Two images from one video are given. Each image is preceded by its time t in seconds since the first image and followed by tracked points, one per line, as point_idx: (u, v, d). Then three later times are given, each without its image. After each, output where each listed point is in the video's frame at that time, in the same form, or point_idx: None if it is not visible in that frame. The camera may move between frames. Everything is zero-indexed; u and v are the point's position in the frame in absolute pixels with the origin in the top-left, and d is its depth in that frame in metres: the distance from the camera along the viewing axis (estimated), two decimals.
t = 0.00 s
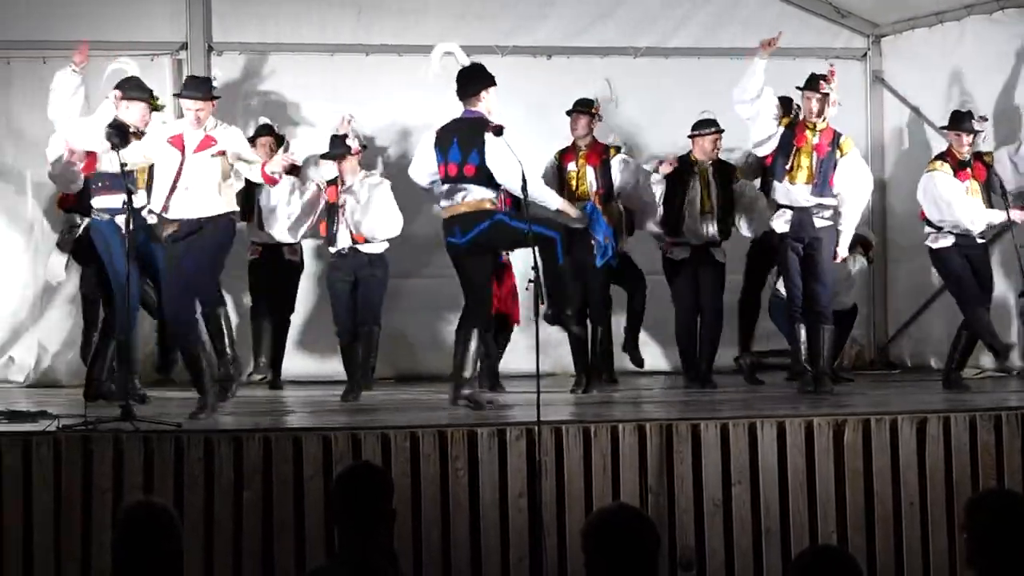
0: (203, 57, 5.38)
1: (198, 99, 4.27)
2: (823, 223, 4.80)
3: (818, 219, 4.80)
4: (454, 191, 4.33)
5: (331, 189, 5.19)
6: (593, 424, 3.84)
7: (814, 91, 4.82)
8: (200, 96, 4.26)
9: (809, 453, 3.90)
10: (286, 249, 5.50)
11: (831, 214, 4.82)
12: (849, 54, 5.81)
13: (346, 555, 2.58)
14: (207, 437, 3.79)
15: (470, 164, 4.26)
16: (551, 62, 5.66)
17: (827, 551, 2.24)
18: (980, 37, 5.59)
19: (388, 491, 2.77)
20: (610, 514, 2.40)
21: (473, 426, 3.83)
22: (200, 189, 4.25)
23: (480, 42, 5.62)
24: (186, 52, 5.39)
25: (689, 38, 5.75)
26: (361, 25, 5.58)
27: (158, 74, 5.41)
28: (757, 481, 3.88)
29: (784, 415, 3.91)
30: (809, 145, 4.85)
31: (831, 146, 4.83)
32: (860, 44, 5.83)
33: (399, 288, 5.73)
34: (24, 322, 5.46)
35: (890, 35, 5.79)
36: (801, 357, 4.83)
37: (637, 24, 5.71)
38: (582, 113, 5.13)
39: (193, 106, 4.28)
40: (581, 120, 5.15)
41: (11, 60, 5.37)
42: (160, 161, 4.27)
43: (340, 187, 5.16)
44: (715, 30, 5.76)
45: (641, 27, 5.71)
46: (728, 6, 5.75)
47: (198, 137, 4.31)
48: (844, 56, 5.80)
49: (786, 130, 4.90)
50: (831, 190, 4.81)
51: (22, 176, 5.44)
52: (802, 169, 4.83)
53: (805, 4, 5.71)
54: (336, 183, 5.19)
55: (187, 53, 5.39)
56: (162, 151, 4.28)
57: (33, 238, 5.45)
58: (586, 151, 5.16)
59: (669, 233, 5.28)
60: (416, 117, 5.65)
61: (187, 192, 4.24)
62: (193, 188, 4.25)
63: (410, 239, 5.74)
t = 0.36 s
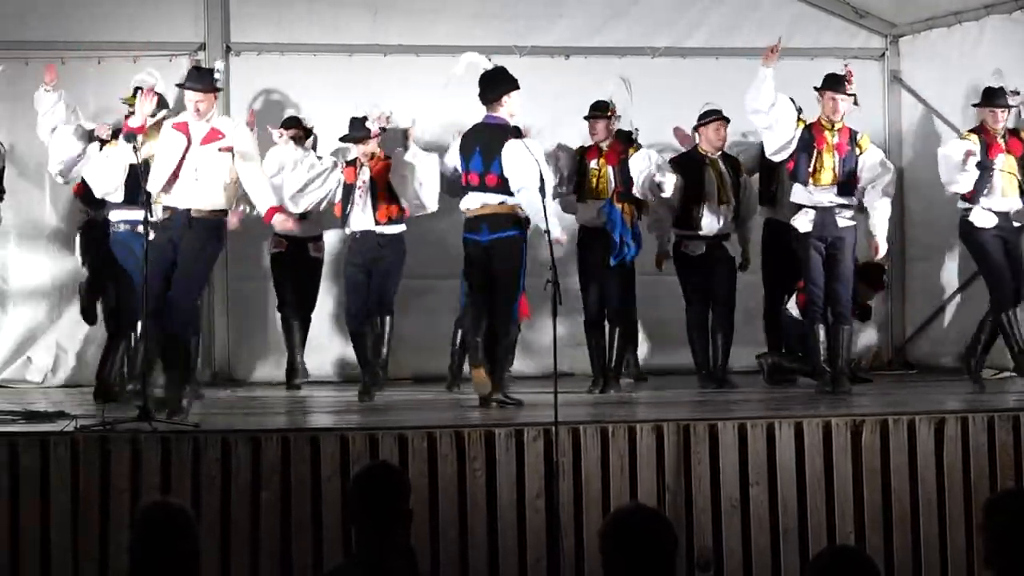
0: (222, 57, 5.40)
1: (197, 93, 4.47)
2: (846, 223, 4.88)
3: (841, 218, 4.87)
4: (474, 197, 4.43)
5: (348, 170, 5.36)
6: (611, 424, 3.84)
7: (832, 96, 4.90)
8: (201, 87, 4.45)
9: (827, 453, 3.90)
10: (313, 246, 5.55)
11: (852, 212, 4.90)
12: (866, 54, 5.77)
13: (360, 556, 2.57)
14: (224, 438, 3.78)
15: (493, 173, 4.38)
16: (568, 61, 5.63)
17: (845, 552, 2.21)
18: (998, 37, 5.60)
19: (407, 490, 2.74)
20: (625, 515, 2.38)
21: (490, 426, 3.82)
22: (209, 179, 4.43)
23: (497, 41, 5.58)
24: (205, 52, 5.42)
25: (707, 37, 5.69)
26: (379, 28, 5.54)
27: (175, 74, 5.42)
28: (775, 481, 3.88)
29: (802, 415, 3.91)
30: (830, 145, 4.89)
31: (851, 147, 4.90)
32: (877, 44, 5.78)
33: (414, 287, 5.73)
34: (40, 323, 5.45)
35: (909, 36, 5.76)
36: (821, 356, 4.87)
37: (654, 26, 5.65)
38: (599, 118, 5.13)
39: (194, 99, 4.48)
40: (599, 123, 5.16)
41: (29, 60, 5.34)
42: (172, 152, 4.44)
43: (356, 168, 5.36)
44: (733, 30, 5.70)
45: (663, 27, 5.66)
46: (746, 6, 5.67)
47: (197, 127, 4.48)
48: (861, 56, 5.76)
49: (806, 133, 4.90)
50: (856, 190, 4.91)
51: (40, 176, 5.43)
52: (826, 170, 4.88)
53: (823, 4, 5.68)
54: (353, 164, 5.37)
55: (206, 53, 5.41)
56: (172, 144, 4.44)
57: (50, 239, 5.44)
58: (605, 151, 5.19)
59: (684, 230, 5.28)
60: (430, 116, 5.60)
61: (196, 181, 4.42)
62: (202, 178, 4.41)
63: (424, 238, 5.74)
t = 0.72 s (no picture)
0: (231, 58, 5.38)
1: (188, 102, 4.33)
2: (862, 223, 4.85)
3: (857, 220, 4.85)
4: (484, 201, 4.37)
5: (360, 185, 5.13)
6: (620, 424, 3.84)
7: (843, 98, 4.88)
8: (192, 94, 4.29)
9: (836, 454, 3.90)
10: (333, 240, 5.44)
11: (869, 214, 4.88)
12: (876, 54, 5.76)
13: (365, 555, 2.56)
14: (233, 437, 3.79)
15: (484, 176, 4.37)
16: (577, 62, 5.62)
17: (853, 552, 2.17)
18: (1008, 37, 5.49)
19: (415, 490, 2.73)
20: (631, 515, 2.37)
21: (499, 427, 3.82)
22: (197, 192, 4.32)
23: (505, 40, 5.58)
24: (213, 52, 5.39)
25: (715, 36, 5.69)
26: (390, 27, 5.53)
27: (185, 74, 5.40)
28: (784, 481, 3.88)
29: (811, 415, 3.91)
30: (844, 148, 4.88)
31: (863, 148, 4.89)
32: (887, 44, 5.78)
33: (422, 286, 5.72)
34: (49, 323, 5.46)
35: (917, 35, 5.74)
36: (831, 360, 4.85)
37: (663, 24, 5.64)
38: (602, 118, 5.10)
39: (184, 105, 4.32)
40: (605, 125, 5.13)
41: (38, 61, 5.33)
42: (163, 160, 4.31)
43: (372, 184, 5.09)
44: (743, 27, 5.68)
45: (671, 24, 5.65)
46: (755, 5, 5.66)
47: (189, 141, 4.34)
48: (870, 56, 5.75)
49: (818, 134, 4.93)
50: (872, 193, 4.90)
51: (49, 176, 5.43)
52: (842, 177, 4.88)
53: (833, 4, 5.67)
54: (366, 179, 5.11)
55: (214, 53, 5.38)
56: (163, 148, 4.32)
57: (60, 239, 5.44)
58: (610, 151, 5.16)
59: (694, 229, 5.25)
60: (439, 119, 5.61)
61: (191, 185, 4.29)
62: (191, 193, 4.31)
63: (431, 239, 5.75)
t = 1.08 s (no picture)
0: (236, 58, 5.43)
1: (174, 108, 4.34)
2: (875, 224, 4.94)
3: (871, 221, 4.93)
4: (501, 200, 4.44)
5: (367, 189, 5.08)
6: (625, 424, 3.84)
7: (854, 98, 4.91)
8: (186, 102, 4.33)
9: (842, 454, 3.90)
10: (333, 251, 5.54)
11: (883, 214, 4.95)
12: (880, 54, 5.66)
13: (369, 556, 2.56)
14: (239, 438, 3.78)
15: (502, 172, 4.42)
16: (580, 61, 5.62)
17: (858, 553, 2.17)
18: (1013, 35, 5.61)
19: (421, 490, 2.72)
20: (634, 516, 2.36)
21: (505, 427, 3.82)
22: (194, 195, 4.34)
23: (510, 40, 5.56)
24: (219, 52, 5.45)
25: (721, 35, 5.67)
26: (395, 26, 5.49)
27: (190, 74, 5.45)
28: (790, 481, 3.88)
29: (817, 415, 3.91)
30: (855, 148, 4.92)
31: (875, 147, 4.92)
32: (892, 44, 5.67)
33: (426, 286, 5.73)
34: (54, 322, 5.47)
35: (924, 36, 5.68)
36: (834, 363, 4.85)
37: (669, 24, 5.63)
38: (610, 119, 5.12)
39: (178, 114, 4.35)
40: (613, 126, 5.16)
41: (43, 61, 5.33)
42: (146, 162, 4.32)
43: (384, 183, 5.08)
44: (749, 26, 5.66)
45: (677, 24, 5.63)
46: (761, 4, 5.64)
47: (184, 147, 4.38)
48: (875, 57, 5.66)
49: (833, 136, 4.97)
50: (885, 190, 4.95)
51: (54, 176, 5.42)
52: (854, 176, 4.94)
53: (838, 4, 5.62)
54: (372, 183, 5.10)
55: (220, 53, 5.44)
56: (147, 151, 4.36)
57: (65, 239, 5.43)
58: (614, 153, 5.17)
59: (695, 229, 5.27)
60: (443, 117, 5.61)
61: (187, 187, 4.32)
62: (189, 197, 4.33)
63: (435, 239, 5.75)
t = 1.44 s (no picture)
0: (239, 57, 5.39)
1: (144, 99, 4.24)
2: (903, 229, 4.95)
3: (898, 225, 4.95)
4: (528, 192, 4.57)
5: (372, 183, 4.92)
6: (628, 424, 3.83)
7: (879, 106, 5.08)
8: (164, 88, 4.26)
9: (845, 454, 3.89)
10: (322, 240, 5.38)
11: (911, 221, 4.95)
12: (883, 54, 5.70)
13: (371, 555, 2.56)
14: (241, 437, 3.78)
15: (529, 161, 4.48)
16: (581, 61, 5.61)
17: (861, 552, 2.16)
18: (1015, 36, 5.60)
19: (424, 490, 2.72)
20: (636, 515, 2.36)
21: (507, 426, 3.82)
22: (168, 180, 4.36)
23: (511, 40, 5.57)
24: (222, 52, 5.40)
25: (722, 36, 5.67)
26: (397, 27, 5.52)
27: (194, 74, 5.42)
28: (792, 481, 3.88)
29: (819, 415, 3.90)
30: (879, 153, 5.04)
31: (900, 153, 5.00)
32: (895, 44, 5.70)
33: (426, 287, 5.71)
34: (56, 323, 5.45)
35: (926, 36, 5.69)
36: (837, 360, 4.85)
37: (670, 24, 5.63)
38: (612, 116, 5.13)
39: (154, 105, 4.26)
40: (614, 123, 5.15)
41: (46, 61, 5.33)
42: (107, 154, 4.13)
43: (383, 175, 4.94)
44: (751, 27, 5.67)
45: (679, 24, 5.64)
46: (762, 5, 5.64)
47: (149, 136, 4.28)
48: (878, 56, 5.70)
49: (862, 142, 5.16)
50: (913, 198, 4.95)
51: (57, 176, 5.42)
52: (879, 181, 5.02)
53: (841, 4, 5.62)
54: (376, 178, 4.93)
55: (223, 53, 5.39)
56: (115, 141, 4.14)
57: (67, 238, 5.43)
58: (617, 151, 5.19)
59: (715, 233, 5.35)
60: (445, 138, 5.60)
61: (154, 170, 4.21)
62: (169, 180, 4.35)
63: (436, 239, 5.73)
